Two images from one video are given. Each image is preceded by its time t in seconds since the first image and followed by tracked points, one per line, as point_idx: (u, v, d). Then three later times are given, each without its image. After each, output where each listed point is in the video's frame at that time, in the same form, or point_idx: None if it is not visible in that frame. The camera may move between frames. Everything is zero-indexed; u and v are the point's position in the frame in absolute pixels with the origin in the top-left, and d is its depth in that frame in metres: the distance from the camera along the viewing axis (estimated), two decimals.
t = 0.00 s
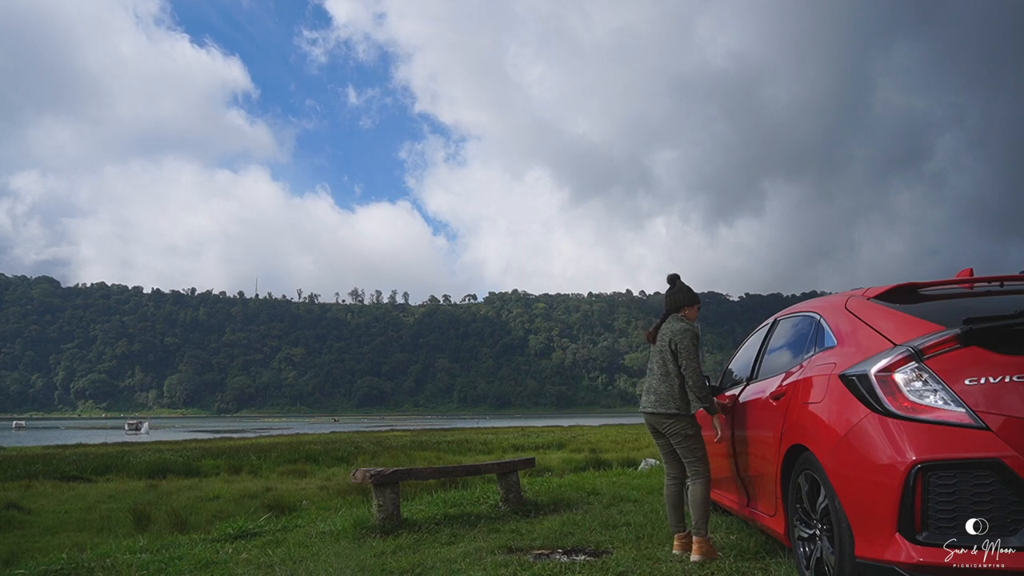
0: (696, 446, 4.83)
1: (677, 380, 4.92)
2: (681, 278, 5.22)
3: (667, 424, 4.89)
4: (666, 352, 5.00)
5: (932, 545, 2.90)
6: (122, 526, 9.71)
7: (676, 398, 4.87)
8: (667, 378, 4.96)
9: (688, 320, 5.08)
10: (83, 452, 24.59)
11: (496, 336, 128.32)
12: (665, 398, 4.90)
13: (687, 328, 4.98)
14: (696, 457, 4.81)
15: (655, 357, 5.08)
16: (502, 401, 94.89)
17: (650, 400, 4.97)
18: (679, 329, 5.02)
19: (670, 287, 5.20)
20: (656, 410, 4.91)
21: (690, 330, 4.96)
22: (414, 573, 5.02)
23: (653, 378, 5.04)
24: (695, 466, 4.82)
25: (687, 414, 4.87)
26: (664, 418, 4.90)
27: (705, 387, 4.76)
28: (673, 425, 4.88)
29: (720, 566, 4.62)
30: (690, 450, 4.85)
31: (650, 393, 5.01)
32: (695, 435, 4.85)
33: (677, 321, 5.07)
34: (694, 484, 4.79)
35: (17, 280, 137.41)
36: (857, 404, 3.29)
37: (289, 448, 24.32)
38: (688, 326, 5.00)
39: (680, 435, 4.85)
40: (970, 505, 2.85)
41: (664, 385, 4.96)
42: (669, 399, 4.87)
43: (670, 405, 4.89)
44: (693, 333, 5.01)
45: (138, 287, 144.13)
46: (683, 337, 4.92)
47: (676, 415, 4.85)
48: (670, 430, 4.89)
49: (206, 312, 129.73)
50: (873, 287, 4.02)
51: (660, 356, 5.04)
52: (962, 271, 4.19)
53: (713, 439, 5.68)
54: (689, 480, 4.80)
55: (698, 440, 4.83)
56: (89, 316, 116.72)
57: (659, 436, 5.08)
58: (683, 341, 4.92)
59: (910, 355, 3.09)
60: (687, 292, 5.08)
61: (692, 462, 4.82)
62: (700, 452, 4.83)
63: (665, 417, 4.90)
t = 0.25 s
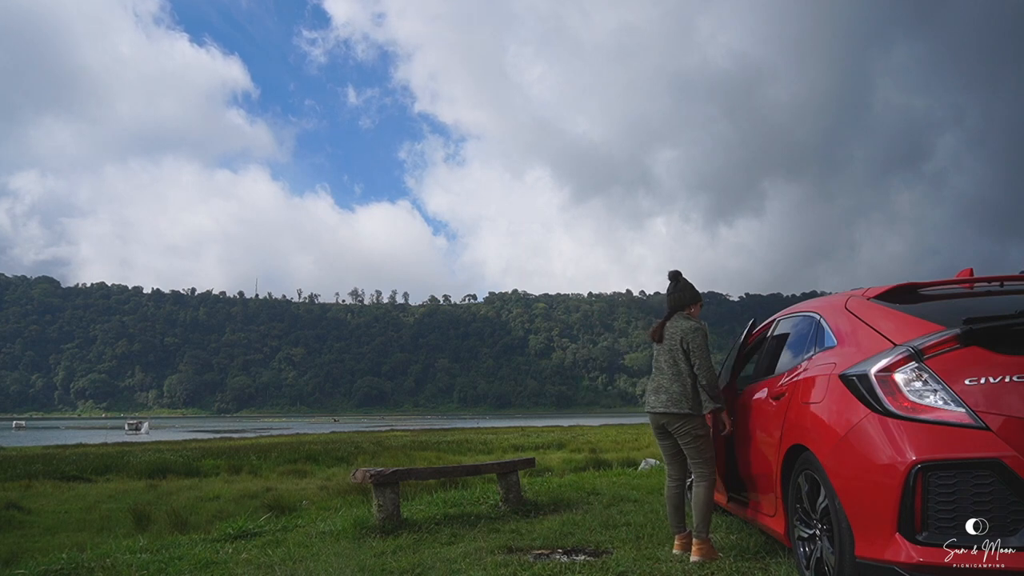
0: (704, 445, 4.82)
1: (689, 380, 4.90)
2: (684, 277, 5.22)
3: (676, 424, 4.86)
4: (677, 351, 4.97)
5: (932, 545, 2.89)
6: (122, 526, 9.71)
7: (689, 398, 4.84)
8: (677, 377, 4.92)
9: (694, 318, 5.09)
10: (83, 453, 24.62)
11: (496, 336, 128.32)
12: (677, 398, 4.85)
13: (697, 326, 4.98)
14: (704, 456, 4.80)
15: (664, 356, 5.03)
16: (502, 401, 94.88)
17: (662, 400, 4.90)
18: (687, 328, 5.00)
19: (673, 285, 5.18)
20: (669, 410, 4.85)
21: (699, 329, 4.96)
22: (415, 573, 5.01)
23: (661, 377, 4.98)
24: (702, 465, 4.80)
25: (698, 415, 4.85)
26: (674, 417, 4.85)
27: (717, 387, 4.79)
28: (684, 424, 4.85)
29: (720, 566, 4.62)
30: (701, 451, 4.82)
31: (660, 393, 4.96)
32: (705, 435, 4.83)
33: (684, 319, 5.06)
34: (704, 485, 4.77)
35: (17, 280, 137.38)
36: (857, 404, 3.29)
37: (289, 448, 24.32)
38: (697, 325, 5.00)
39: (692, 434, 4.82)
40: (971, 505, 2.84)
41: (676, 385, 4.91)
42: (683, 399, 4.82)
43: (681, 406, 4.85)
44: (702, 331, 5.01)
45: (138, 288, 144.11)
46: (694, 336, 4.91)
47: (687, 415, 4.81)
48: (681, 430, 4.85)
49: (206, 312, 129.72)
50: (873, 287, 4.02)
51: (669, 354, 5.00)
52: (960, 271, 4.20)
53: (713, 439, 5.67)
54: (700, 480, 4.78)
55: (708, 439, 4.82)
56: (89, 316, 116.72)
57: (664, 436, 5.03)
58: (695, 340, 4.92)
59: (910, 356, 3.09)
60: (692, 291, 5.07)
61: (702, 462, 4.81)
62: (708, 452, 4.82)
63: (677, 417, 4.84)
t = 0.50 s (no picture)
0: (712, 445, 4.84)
1: (703, 378, 4.90)
2: (687, 273, 5.21)
3: (689, 423, 4.83)
4: (689, 351, 4.95)
5: (932, 546, 2.89)
6: (122, 526, 9.70)
7: (704, 398, 4.81)
8: (690, 377, 4.89)
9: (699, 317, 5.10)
10: (83, 453, 24.60)
11: (496, 336, 128.33)
12: (692, 399, 4.81)
13: (708, 324, 4.99)
14: (714, 456, 4.82)
15: (674, 355, 4.99)
16: (502, 401, 94.89)
17: (677, 400, 4.85)
18: (696, 326, 4.99)
19: (679, 280, 5.15)
20: (684, 411, 4.80)
21: (710, 326, 4.96)
22: (415, 573, 5.01)
23: (671, 377, 4.94)
24: (710, 465, 4.82)
25: (710, 415, 4.86)
26: (688, 416, 4.82)
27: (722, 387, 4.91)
28: (697, 423, 4.83)
29: (720, 566, 4.62)
30: (711, 450, 4.85)
31: (673, 394, 4.90)
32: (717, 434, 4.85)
33: (691, 317, 5.05)
34: (711, 484, 4.77)
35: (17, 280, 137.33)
36: (857, 404, 3.29)
37: (289, 448, 24.32)
38: (706, 323, 5.00)
39: (702, 434, 4.82)
40: (970, 504, 2.84)
41: (688, 386, 4.87)
42: (698, 398, 4.80)
43: (696, 406, 4.82)
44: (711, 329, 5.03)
45: (138, 288, 144.10)
46: (708, 335, 4.92)
47: (701, 416, 4.80)
48: (694, 429, 4.81)
49: (206, 312, 129.70)
50: (873, 287, 4.02)
51: (681, 354, 4.97)
52: (961, 272, 4.20)
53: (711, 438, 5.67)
54: (703, 480, 4.78)
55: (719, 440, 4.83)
56: (89, 316, 116.72)
57: (674, 435, 4.99)
58: (708, 341, 4.93)
59: (910, 355, 3.09)
60: (698, 290, 5.07)
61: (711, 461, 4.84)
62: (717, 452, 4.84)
63: (692, 416, 4.82)
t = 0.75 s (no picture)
0: (717, 446, 4.84)
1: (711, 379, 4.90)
2: (689, 273, 5.21)
3: (696, 425, 4.82)
4: (696, 352, 4.96)
5: (932, 545, 2.90)
6: (122, 526, 9.71)
7: (712, 398, 4.81)
8: (698, 378, 4.89)
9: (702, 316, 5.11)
10: (83, 452, 24.60)
11: (496, 336, 128.33)
12: (701, 399, 4.81)
13: (710, 324, 5.00)
14: (719, 455, 4.83)
15: (682, 356, 4.98)
16: (502, 401, 94.90)
17: (685, 402, 4.84)
18: (699, 327, 5.00)
19: (681, 281, 5.15)
20: (693, 413, 4.80)
21: (714, 326, 4.97)
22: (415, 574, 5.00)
23: (680, 378, 4.93)
24: (714, 465, 4.82)
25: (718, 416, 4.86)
26: (695, 418, 4.82)
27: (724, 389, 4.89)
28: (705, 424, 4.81)
29: (720, 566, 4.62)
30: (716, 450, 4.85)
31: (679, 396, 4.90)
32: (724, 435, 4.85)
33: (696, 318, 5.06)
34: (712, 484, 4.78)
35: (17, 281, 137.35)
36: (858, 404, 3.29)
37: (289, 448, 24.32)
38: (712, 322, 5.00)
39: (709, 434, 4.81)
40: (972, 504, 2.84)
41: (696, 388, 4.86)
42: (704, 400, 4.80)
43: (704, 408, 4.82)
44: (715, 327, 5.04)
45: (138, 288, 144.13)
46: (711, 336, 4.93)
47: (709, 416, 4.80)
48: (702, 429, 4.81)
49: (206, 312, 129.72)
50: (873, 287, 4.02)
51: (689, 354, 4.97)
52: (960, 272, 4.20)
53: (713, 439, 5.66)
54: (705, 480, 4.79)
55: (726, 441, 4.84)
56: (89, 316, 116.72)
57: (681, 436, 4.98)
58: (714, 340, 4.93)
59: (911, 355, 3.09)
60: (700, 289, 5.07)
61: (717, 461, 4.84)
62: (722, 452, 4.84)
63: (701, 417, 4.80)
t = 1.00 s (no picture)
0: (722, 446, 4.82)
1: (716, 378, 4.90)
2: (692, 274, 5.23)
3: (700, 425, 4.81)
4: (702, 351, 4.96)
5: (931, 544, 2.90)
6: (122, 526, 9.71)
7: (718, 397, 4.81)
8: (704, 377, 4.88)
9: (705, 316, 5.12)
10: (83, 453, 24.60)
11: (496, 336, 128.36)
12: (708, 399, 4.80)
13: (713, 324, 5.02)
14: (723, 454, 4.81)
15: (688, 355, 4.98)
16: (502, 401, 94.92)
17: (691, 401, 4.83)
18: (704, 326, 5.01)
19: (685, 282, 5.17)
20: (700, 412, 4.78)
21: (719, 326, 4.97)
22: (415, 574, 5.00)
23: (686, 377, 4.91)
24: (717, 464, 4.81)
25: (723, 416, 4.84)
26: (700, 418, 4.80)
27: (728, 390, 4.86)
28: (710, 424, 4.80)
29: (720, 565, 4.62)
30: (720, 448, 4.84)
31: (683, 396, 4.89)
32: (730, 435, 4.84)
33: (700, 317, 5.07)
34: (715, 484, 4.78)
35: (17, 281, 137.35)
36: (857, 404, 3.29)
37: (289, 448, 24.33)
38: (716, 322, 5.01)
39: (714, 434, 4.80)
40: (972, 503, 2.84)
41: (702, 387, 4.85)
42: (709, 399, 4.79)
43: (709, 407, 4.80)
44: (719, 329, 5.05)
45: (138, 288, 144.14)
46: (714, 335, 4.94)
47: (714, 416, 4.78)
48: (706, 429, 4.80)
49: (206, 312, 129.74)
50: (872, 287, 4.02)
51: (695, 354, 4.97)
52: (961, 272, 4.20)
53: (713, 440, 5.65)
54: (709, 480, 4.79)
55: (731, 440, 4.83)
56: (89, 316, 116.74)
57: (686, 436, 4.97)
58: (720, 341, 4.93)
59: (910, 355, 3.10)
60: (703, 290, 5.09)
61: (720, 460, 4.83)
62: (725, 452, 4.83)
63: (706, 417, 4.79)
